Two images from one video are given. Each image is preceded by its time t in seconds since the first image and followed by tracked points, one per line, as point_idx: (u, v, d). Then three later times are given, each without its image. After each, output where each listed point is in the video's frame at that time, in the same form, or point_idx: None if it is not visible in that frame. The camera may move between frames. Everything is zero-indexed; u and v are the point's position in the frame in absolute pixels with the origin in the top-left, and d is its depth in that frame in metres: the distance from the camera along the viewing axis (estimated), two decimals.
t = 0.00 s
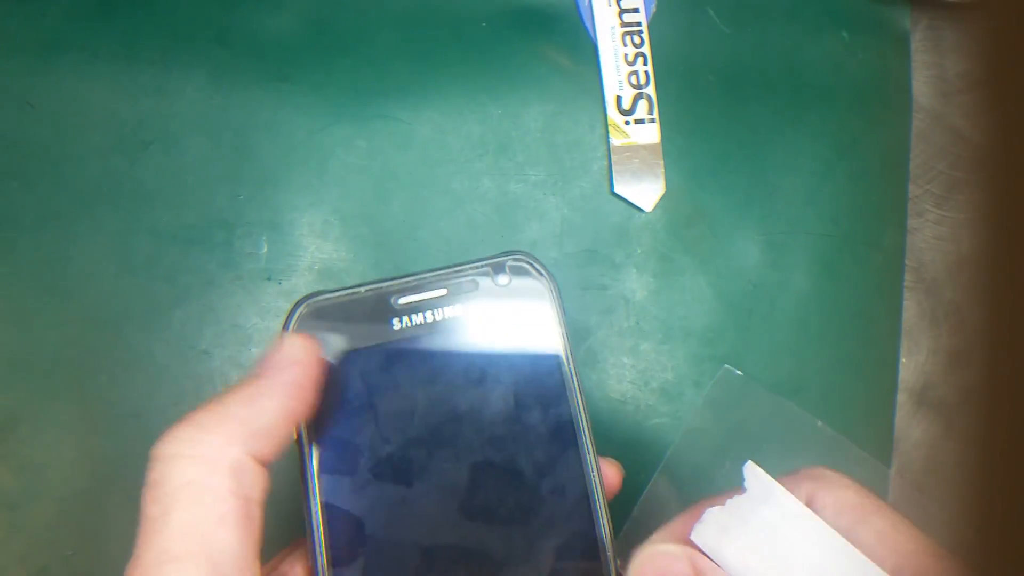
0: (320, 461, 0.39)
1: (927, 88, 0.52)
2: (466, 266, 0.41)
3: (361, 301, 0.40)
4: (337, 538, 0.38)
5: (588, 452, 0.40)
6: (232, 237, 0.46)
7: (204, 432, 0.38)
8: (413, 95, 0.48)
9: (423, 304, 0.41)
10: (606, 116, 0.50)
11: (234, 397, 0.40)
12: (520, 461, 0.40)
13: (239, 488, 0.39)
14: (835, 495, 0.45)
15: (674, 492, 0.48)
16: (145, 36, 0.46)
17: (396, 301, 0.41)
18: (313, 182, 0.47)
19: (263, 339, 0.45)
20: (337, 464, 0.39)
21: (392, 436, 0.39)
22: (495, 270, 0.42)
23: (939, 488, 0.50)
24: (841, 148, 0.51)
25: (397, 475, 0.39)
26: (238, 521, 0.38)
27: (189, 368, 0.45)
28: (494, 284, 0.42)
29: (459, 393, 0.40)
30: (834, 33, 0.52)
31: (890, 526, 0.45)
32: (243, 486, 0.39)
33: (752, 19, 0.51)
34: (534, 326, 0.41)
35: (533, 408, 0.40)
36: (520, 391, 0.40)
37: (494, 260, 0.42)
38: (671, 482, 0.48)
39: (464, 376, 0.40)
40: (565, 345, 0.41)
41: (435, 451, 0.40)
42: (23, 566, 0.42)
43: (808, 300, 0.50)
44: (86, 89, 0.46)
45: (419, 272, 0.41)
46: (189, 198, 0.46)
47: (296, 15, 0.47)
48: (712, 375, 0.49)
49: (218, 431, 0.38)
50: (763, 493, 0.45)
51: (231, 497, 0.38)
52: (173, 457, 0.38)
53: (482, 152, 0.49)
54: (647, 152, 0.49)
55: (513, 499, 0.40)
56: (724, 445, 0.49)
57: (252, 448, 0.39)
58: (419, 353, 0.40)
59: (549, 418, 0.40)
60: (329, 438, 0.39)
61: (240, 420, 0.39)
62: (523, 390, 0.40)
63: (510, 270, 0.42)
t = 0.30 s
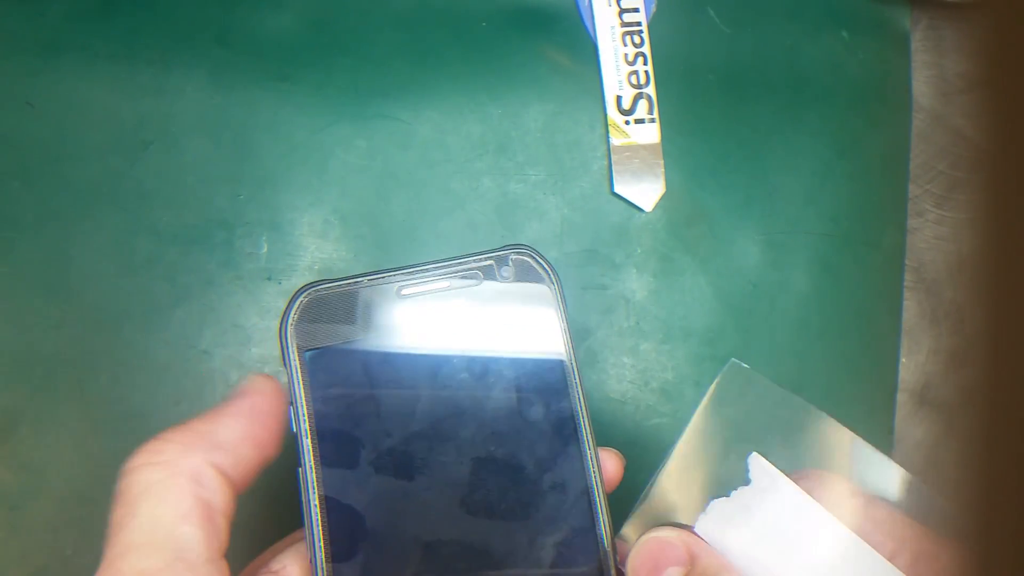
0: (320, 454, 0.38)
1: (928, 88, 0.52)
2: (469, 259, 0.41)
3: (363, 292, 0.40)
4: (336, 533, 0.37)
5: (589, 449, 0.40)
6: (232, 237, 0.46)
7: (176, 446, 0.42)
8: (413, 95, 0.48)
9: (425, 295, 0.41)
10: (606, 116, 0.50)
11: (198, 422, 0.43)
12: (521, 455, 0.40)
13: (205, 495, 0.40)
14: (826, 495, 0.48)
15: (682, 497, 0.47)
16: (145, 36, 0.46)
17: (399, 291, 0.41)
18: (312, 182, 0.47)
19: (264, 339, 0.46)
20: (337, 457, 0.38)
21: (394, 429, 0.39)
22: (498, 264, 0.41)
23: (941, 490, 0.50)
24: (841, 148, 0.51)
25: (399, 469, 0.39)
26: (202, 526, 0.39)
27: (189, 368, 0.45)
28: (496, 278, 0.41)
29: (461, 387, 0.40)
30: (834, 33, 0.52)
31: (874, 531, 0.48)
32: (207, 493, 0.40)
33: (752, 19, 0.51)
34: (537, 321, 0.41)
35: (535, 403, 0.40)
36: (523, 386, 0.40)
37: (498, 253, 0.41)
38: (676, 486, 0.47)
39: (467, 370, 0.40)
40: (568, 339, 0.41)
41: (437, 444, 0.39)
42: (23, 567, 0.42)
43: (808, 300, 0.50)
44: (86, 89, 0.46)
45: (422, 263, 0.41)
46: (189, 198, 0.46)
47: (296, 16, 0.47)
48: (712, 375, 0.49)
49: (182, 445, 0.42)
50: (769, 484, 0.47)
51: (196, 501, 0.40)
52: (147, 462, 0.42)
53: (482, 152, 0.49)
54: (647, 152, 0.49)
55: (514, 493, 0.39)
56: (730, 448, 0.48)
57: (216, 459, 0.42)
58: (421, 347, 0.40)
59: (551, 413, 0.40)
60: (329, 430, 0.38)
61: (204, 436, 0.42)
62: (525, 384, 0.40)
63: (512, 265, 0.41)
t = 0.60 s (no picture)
0: (321, 437, 0.38)
1: (928, 88, 0.52)
2: (473, 247, 0.41)
3: (366, 276, 0.40)
4: (336, 517, 0.37)
5: (590, 439, 0.39)
6: (232, 237, 0.46)
7: (179, 424, 0.37)
8: (413, 95, 0.48)
9: (428, 280, 0.41)
10: (606, 116, 0.50)
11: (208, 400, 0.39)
12: (521, 443, 0.40)
13: (207, 475, 0.36)
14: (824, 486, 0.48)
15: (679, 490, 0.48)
16: (145, 36, 0.46)
17: (403, 276, 0.41)
18: (312, 182, 0.47)
19: (263, 340, 0.46)
20: (338, 440, 0.38)
21: (396, 415, 0.39)
22: (501, 253, 0.41)
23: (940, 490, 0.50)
24: (841, 148, 0.51)
25: (399, 454, 0.39)
26: (199, 505, 0.36)
27: (189, 368, 0.45)
28: (499, 267, 0.41)
29: (462, 373, 0.40)
30: (834, 33, 0.52)
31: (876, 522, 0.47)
32: (209, 474, 0.37)
33: (752, 19, 0.51)
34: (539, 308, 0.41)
35: (535, 391, 0.40)
36: (524, 375, 0.40)
37: (502, 241, 0.41)
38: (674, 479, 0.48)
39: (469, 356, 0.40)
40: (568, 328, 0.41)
41: (437, 431, 0.39)
42: (22, 567, 0.42)
43: (809, 300, 0.50)
44: (86, 89, 0.46)
45: (426, 249, 0.41)
46: (189, 198, 0.46)
47: (296, 16, 0.47)
48: (713, 375, 0.49)
49: (188, 421, 0.37)
50: (771, 478, 0.47)
51: (197, 480, 0.36)
52: (142, 442, 0.36)
53: (482, 152, 0.49)
54: (647, 152, 0.49)
55: (513, 480, 0.39)
56: (729, 441, 0.49)
57: (224, 440, 0.38)
58: (422, 333, 0.40)
59: (552, 401, 0.40)
60: (330, 414, 0.38)
61: (213, 413, 0.38)
62: (526, 372, 0.40)
63: (516, 254, 0.41)
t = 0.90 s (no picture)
0: (323, 433, 0.38)
1: (927, 89, 0.52)
2: (473, 245, 0.41)
3: (369, 273, 0.40)
4: (337, 513, 0.37)
5: (588, 434, 0.40)
6: (232, 237, 0.46)
7: (179, 422, 0.38)
8: (413, 95, 0.48)
9: (431, 278, 0.41)
10: (606, 116, 0.50)
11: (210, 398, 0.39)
12: (522, 440, 0.40)
13: (206, 472, 0.37)
14: (828, 482, 0.48)
15: (679, 487, 0.48)
16: (145, 36, 0.46)
17: (405, 274, 0.41)
18: (312, 182, 0.47)
19: (264, 340, 0.46)
20: (340, 436, 0.38)
21: (397, 410, 0.39)
22: (502, 251, 0.41)
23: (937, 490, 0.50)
24: (841, 147, 0.52)
25: (401, 450, 0.38)
26: (197, 504, 0.36)
27: (189, 368, 0.45)
28: (500, 266, 0.41)
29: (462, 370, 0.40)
30: (834, 33, 0.52)
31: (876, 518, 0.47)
32: (208, 471, 0.37)
33: (752, 19, 0.51)
34: (539, 305, 0.41)
35: (536, 388, 0.40)
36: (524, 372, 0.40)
37: (503, 240, 0.41)
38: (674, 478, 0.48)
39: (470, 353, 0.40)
40: (568, 325, 0.41)
41: (439, 427, 0.39)
42: (23, 567, 0.42)
43: (809, 300, 0.50)
44: (86, 89, 0.46)
45: (427, 246, 0.41)
46: (189, 197, 0.46)
47: (296, 16, 0.47)
48: (713, 374, 0.49)
49: (189, 419, 0.38)
50: (769, 482, 0.47)
51: (195, 477, 0.36)
52: (143, 441, 0.37)
53: (482, 152, 0.49)
54: (647, 152, 0.50)
55: (514, 476, 0.39)
56: (729, 435, 0.49)
57: (224, 436, 0.38)
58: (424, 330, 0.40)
59: (553, 398, 0.40)
60: (333, 410, 0.38)
61: (213, 411, 0.38)
62: (525, 369, 0.40)
63: (516, 253, 0.41)
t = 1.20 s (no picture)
0: (320, 457, 0.38)
1: (927, 88, 0.52)
2: (467, 265, 0.41)
3: (366, 295, 0.40)
4: (336, 536, 0.37)
5: (585, 451, 0.40)
6: (233, 237, 0.46)
7: (191, 460, 0.39)
8: (413, 95, 0.48)
9: (427, 299, 0.41)
10: (606, 117, 0.50)
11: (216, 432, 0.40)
12: (519, 459, 0.40)
13: (214, 509, 0.37)
14: (831, 502, 0.48)
15: (676, 501, 0.48)
16: (145, 36, 0.46)
17: (399, 296, 0.41)
18: (313, 182, 0.47)
19: (264, 340, 0.46)
20: (337, 460, 0.38)
21: (393, 432, 0.39)
22: (496, 271, 0.42)
23: (932, 485, 0.51)
24: (840, 148, 0.52)
25: (399, 473, 0.39)
26: (206, 542, 0.36)
27: (189, 368, 0.45)
28: (493, 286, 0.42)
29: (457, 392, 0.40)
30: (833, 33, 0.52)
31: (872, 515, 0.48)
32: (217, 508, 0.38)
33: (751, 20, 0.51)
34: (533, 324, 0.42)
35: (531, 407, 0.41)
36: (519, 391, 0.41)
37: (495, 259, 0.41)
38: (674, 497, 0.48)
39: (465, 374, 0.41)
40: (560, 345, 0.42)
41: (436, 448, 0.39)
42: (23, 566, 0.42)
43: (808, 300, 0.50)
44: (87, 89, 0.46)
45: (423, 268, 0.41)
46: (190, 198, 0.46)
47: (296, 17, 0.48)
48: (712, 374, 0.49)
49: (199, 457, 0.39)
50: (770, 504, 0.47)
51: (205, 515, 0.37)
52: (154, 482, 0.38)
53: (482, 152, 0.49)
54: (647, 152, 0.50)
55: (512, 496, 0.39)
56: (727, 446, 0.49)
57: (232, 470, 0.39)
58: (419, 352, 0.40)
59: (548, 417, 0.41)
60: (328, 434, 0.38)
61: (221, 446, 0.39)
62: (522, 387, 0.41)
63: (509, 272, 0.42)
